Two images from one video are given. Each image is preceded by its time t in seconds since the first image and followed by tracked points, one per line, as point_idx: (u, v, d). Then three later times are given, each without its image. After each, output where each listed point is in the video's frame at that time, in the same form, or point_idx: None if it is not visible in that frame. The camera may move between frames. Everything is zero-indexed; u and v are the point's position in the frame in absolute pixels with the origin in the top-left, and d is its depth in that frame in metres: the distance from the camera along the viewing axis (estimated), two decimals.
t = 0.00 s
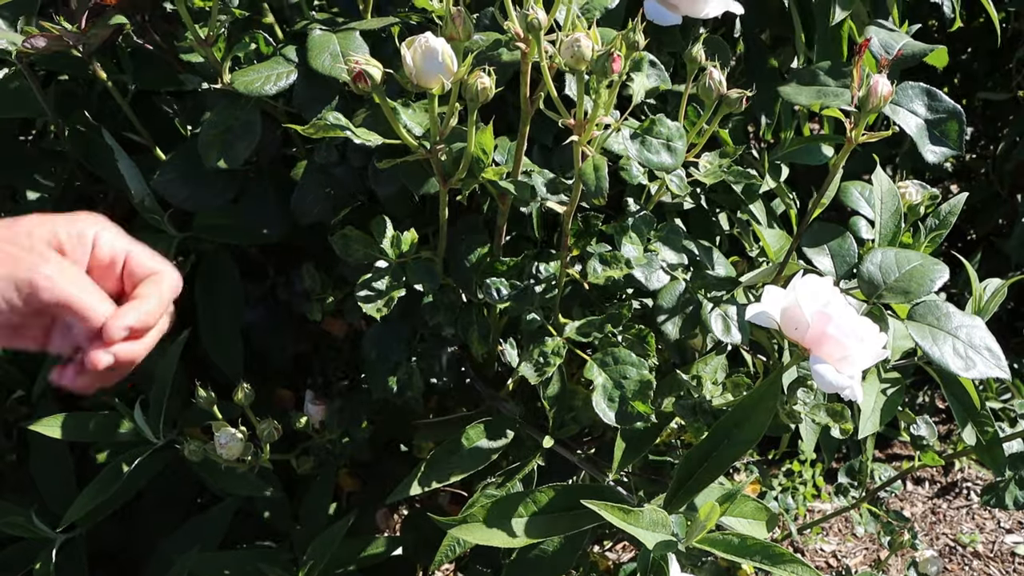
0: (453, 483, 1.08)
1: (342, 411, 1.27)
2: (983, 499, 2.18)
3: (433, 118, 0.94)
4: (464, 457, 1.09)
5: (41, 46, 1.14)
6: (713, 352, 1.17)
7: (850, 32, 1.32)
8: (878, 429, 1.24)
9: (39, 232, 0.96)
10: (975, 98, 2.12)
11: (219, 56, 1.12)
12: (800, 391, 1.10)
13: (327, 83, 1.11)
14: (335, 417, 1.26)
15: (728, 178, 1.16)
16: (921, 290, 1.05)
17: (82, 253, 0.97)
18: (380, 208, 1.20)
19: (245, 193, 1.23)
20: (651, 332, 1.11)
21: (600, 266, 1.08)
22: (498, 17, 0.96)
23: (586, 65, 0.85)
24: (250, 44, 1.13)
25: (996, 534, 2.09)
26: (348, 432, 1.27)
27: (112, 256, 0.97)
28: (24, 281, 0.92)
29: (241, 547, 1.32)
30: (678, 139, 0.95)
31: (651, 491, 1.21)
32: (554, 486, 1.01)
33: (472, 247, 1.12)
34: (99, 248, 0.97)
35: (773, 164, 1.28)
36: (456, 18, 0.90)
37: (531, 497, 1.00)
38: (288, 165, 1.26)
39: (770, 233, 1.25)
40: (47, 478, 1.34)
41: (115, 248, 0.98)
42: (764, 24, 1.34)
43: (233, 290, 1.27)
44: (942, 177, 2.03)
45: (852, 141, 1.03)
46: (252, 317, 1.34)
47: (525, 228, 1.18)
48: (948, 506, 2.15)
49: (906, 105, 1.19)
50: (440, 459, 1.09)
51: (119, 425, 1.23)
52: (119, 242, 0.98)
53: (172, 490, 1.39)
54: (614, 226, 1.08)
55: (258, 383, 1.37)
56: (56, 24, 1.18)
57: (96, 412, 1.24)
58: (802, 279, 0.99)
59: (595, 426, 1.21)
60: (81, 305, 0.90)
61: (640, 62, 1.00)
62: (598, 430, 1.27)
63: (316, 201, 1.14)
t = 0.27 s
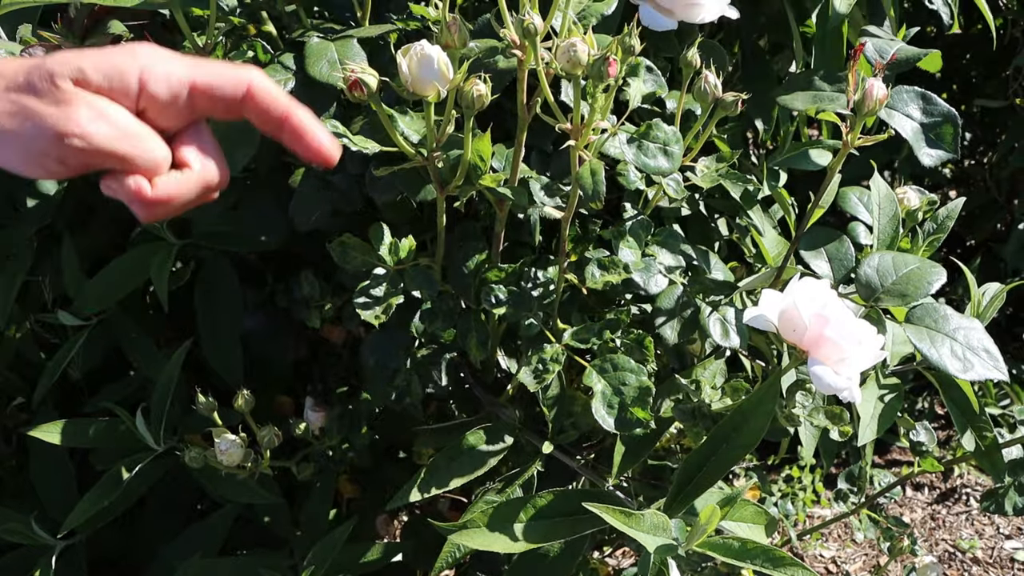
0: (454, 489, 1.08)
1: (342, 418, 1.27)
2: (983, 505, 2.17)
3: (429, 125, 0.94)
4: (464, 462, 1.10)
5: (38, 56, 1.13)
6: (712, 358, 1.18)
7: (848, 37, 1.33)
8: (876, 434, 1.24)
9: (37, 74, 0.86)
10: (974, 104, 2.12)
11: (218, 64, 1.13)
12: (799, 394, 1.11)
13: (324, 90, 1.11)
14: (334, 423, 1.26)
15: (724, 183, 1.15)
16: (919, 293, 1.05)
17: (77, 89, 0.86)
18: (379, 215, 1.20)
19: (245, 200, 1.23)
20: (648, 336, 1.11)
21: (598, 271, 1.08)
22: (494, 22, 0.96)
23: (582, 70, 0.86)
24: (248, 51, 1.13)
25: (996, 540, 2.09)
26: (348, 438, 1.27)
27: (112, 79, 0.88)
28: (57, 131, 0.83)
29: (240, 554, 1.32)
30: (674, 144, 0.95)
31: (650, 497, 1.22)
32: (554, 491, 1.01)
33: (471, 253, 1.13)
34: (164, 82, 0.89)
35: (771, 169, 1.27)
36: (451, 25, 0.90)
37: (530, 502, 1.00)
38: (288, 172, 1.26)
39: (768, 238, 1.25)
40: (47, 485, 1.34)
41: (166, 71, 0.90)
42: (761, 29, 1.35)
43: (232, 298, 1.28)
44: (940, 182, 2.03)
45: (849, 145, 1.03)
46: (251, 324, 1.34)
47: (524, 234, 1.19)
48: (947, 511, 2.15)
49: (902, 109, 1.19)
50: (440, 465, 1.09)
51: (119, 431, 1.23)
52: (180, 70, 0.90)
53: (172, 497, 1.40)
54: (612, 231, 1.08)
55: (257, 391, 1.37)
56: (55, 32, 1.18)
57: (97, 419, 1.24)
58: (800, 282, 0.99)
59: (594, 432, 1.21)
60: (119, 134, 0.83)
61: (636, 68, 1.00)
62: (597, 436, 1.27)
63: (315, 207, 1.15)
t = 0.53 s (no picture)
0: (459, 491, 1.08)
1: (345, 420, 1.26)
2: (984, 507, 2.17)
3: (436, 128, 0.94)
4: (469, 465, 1.09)
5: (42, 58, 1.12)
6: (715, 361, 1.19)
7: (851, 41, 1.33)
8: (880, 437, 1.24)
9: (52, 41, 0.90)
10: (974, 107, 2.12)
11: (222, 66, 1.13)
12: (804, 398, 1.11)
13: (329, 93, 1.11)
14: (338, 426, 1.26)
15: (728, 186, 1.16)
16: (924, 296, 1.06)
17: (87, 57, 0.89)
18: (384, 218, 1.20)
19: (249, 203, 1.23)
20: (653, 340, 1.10)
21: (603, 274, 1.08)
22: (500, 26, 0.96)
23: (590, 74, 0.86)
24: (252, 54, 1.13)
25: (997, 543, 2.09)
26: (353, 441, 1.26)
27: (118, 51, 0.90)
28: (65, 97, 0.88)
29: (243, 557, 1.32)
30: (681, 148, 0.94)
31: (654, 500, 1.21)
32: (559, 493, 1.01)
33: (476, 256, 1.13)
34: (166, 64, 0.90)
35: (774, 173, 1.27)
36: (459, 28, 0.90)
37: (536, 505, 1.00)
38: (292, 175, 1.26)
39: (772, 241, 1.24)
40: (50, 487, 1.34)
41: (167, 49, 0.91)
42: (764, 33, 1.35)
43: (236, 301, 1.28)
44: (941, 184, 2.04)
45: (854, 150, 1.03)
46: (254, 327, 1.34)
47: (528, 238, 1.19)
48: (949, 514, 2.15)
49: (906, 113, 1.20)
50: (445, 468, 1.08)
51: (123, 434, 1.23)
52: (181, 53, 0.92)
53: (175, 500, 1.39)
54: (617, 234, 1.08)
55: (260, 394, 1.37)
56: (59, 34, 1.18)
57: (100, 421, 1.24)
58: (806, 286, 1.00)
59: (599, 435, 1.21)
60: (126, 109, 0.89)
61: (642, 71, 1.00)
62: (601, 439, 1.27)
63: (320, 210, 1.15)
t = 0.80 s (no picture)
0: (460, 495, 1.08)
1: (347, 423, 1.25)
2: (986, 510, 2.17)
3: (438, 132, 0.94)
4: (470, 470, 1.09)
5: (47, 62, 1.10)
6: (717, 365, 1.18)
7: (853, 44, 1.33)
8: (882, 441, 1.24)
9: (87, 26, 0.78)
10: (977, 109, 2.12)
11: (225, 70, 1.13)
12: (806, 402, 1.11)
13: (332, 97, 1.11)
14: (340, 428, 1.24)
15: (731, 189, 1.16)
16: (926, 300, 1.05)
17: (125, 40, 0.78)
18: (386, 221, 1.20)
19: (251, 206, 1.23)
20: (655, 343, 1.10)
21: (605, 279, 1.09)
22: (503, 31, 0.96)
23: (592, 79, 0.86)
24: (255, 57, 1.13)
25: (999, 545, 2.08)
26: (354, 444, 1.26)
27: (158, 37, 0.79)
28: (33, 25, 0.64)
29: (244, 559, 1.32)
30: (683, 152, 0.95)
31: (656, 503, 1.21)
32: (561, 498, 1.01)
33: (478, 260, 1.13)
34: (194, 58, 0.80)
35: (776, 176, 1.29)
36: (461, 32, 0.90)
37: (537, 509, 1.00)
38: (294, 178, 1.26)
39: (774, 244, 1.25)
40: (51, 490, 1.34)
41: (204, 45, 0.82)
42: (767, 36, 1.35)
43: (238, 304, 1.28)
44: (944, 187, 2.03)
45: (857, 153, 1.02)
46: (257, 330, 1.35)
47: (530, 241, 1.19)
48: (950, 516, 2.15)
49: (909, 117, 1.19)
50: (446, 472, 1.08)
51: (125, 437, 1.23)
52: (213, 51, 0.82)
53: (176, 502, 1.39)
54: (619, 238, 1.08)
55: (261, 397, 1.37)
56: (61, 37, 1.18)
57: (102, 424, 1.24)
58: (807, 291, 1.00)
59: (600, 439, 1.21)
60: None
61: (643, 76, 1.00)
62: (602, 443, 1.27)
63: (321, 213, 1.15)
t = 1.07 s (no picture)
0: (460, 500, 1.08)
1: (348, 426, 1.24)
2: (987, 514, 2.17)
3: (439, 137, 0.94)
4: (470, 474, 1.09)
5: (48, 68, 1.11)
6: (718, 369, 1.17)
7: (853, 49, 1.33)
8: (883, 445, 1.24)
9: None
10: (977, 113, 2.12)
11: (226, 75, 1.13)
12: (806, 406, 1.11)
13: (332, 103, 1.11)
14: (341, 432, 1.24)
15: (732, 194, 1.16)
16: (927, 305, 1.05)
17: None
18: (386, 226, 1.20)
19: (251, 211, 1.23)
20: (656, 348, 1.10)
21: (606, 283, 1.09)
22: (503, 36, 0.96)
23: (592, 84, 0.86)
24: (256, 63, 1.13)
25: (1000, 549, 2.08)
26: (354, 450, 1.25)
27: None
28: None
29: (245, 564, 1.32)
30: (683, 157, 0.95)
31: (656, 508, 1.21)
32: (561, 502, 1.01)
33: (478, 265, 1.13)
34: None
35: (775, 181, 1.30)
36: (461, 38, 0.90)
37: (537, 514, 1.00)
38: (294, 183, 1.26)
39: (775, 249, 1.25)
40: (52, 495, 1.34)
41: None
42: (767, 41, 1.35)
43: (238, 309, 1.28)
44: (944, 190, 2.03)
45: (857, 158, 1.02)
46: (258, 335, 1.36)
47: (530, 246, 1.19)
48: (951, 520, 2.15)
49: (909, 122, 1.19)
50: (447, 476, 1.08)
51: (125, 443, 1.23)
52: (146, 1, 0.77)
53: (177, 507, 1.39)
54: (620, 243, 1.10)
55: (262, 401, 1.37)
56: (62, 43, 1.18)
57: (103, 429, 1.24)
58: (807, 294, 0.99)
59: (601, 444, 1.21)
60: None
61: (644, 81, 1.00)
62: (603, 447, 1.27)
63: (322, 219, 1.15)
